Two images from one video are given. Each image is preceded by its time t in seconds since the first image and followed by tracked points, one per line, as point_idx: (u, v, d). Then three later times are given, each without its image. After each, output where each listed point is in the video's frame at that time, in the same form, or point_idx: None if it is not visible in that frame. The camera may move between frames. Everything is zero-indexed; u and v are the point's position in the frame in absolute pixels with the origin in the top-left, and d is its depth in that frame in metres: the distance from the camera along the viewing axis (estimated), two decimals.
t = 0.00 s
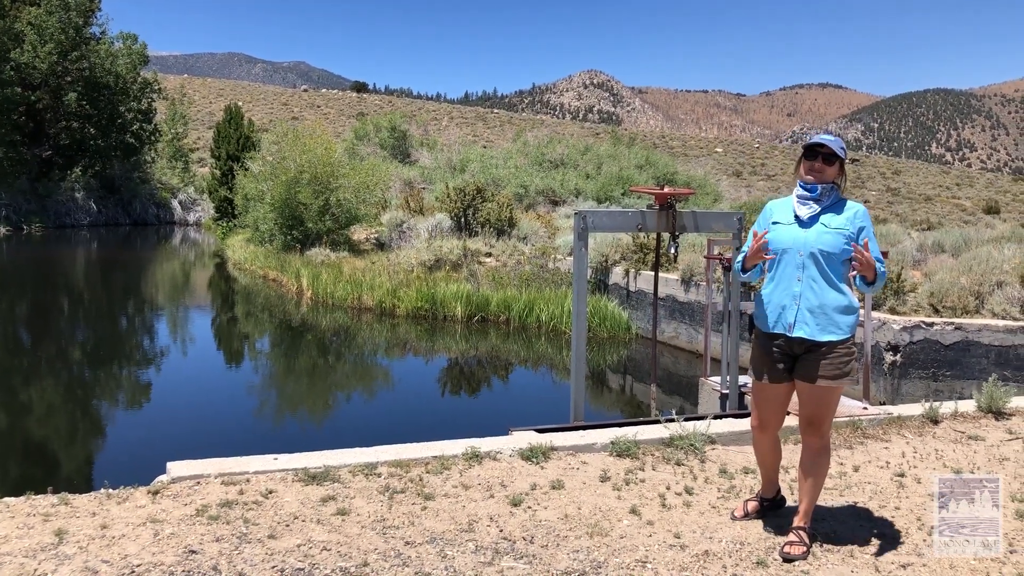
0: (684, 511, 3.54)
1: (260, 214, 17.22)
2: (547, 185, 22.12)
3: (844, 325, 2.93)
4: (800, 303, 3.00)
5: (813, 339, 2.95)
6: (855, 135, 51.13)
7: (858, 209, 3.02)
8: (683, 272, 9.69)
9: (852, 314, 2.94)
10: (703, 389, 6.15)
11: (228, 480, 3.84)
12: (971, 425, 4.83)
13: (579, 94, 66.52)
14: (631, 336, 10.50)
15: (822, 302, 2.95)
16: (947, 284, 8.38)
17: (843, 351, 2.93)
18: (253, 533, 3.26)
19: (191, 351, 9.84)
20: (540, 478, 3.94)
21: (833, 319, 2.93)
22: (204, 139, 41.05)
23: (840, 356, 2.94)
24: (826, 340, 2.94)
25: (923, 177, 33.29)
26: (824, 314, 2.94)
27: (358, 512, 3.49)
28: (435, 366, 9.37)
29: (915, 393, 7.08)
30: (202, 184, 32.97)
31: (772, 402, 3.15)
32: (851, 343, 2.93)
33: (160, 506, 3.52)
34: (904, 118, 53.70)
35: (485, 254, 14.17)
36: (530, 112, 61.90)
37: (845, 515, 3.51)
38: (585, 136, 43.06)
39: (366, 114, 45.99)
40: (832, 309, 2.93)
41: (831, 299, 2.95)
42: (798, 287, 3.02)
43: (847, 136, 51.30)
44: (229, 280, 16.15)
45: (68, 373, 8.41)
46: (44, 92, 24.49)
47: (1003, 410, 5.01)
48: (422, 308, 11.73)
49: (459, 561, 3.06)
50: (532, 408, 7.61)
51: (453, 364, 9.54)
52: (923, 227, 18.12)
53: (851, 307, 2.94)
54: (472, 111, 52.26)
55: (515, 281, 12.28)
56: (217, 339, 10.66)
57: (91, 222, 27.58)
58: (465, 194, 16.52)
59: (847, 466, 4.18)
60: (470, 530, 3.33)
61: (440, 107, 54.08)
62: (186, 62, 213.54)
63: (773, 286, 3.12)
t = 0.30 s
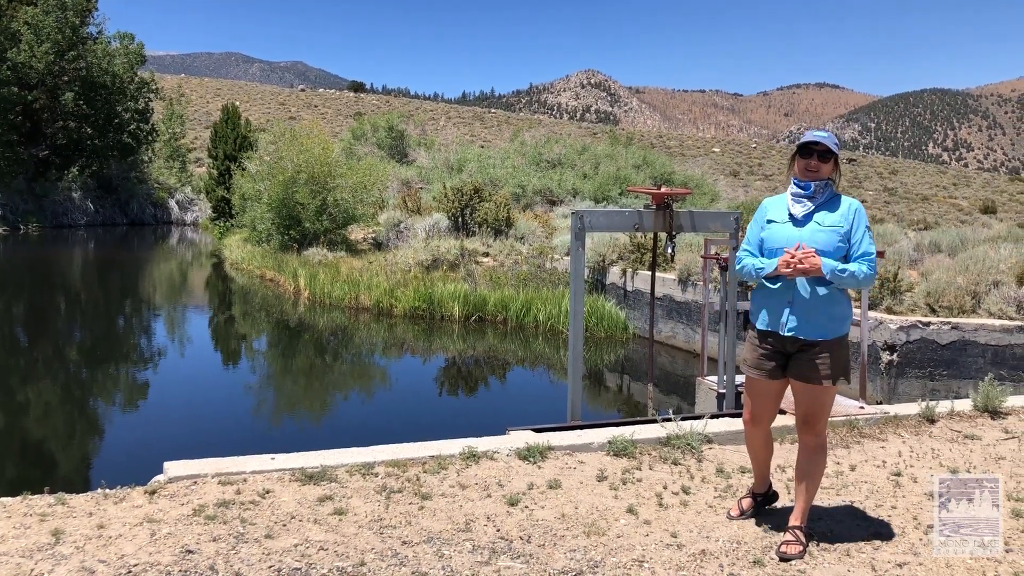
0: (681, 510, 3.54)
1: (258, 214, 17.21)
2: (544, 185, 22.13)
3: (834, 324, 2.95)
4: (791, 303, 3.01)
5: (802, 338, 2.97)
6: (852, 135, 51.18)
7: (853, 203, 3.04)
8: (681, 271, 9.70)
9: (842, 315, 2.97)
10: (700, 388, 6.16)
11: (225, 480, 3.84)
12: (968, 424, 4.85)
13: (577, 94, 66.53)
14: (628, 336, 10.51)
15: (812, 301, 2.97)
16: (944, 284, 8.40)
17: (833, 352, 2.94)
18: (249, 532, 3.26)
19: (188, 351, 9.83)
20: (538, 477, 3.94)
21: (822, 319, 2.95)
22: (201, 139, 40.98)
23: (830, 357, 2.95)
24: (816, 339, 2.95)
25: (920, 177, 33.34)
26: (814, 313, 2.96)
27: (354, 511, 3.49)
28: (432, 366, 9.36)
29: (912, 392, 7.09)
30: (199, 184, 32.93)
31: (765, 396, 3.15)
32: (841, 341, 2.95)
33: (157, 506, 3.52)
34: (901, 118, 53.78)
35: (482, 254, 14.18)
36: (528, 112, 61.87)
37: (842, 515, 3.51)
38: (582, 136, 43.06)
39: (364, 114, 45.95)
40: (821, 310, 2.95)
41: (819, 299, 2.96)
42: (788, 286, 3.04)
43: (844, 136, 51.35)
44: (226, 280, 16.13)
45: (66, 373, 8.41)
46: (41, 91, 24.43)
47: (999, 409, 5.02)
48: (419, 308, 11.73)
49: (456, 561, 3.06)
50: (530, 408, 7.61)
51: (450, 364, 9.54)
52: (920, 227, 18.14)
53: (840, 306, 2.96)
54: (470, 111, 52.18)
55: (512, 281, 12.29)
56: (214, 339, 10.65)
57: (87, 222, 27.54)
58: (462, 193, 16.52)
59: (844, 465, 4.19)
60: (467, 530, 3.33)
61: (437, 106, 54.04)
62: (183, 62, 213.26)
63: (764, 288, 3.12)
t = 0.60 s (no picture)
0: (677, 510, 3.55)
1: (255, 214, 17.20)
2: (542, 185, 22.15)
3: (822, 326, 2.97)
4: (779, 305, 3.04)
5: (792, 339, 3.00)
6: (849, 135, 51.20)
7: (840, 202, 3.04)
8: (678, 271, 9.71)
9: (831, 314, 2.99)
10: (696, 388, 6.18)
11: (221, 480, 3.84)
12: (964, 423, 4.85)
13: (574, 94, 66.51)
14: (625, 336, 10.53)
15: (799, 304, 2.99)
16: (941, 283, 8.41)
17: (822, 351, 2.97)
18: (246, 532, 3.26)
19: (185, 351, 9.82)
20: (535, 477, 3.94)
21: (811, 320, 2.97)
22: (198, 139, 40.91)
23: (821, 357, 2.97)
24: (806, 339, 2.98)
25: (918, 177, 33.40)
26: (801, 315, 2.99)
27: (351, 511, 3.49)
28: (430, 366, 9.36)
29: (909, 392, 7.10)
30: (196, 184, 32.90)
31: (757, 392, 3.16)
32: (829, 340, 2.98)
33: (154, 506, 3.52)
34: (898, 118, 53.85)
35: (480, 254, 14.17)
36: (525, 112, 61.83)
37: (837, 514, 3.52)
38: (580, 136, 43.02)
39: (361, 114, 45.87)
40: (810, 312, 2.97)
41: (809, 301, 2.99)
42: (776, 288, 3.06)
43: (841, 136, 51.40)
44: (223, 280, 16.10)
45: (63, 373, 8.39)
46: (38, 91, 24.33)
47: (995, 409, 5.03)
48: (416, 308, 11.73)
49: (453, 561, 3.07)
50: (527, 408, 7.62)
51: (448, 364, 9.54)
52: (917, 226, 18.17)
53: (828, 307, 2.98)
54: (467, 111, 52.04)
55: (510, 281, 12.30)
56: (212, 339, 10.64)
57: (85, 222, 27.50)
58: (460, 193, 16.51)
59: (840, 464, 4.20)
60: (464, 529, 3.33)
61: (434, 106, 53.94)
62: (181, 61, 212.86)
63: (752, 290, 3.15)
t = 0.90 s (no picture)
0: (674, 510, 3.55)
1: (252, 213, 17.19)
2: (539, 185, 22.16)
3: (802, 324, 3.01)
4: (760, 305, 3.07)
5: (772, 337, 3.04)
6: (846, 134, 51.27)
7: (822, 202, 3.05)
8: (675, 271, 9.72)
9: (812, 312, 3.01)
10: (693, 388, 6.19)
11: (218, 480, 3.83)
12: (961, 423, 4.86)
13: (571, 94, 66.51)
14: (622, 335, 10.53)
15: (780, 303, 3.02)
16: (937, 283, 8.42)
17: (805, 348, 3.00)
18: (243, 533, 3.26)
19: (182, 351, 9.81)
20: (532, 477, 3.95)
21: (791, 318, 3.01)
22: (195, 139, 40.83)
23: (807, 355, 3.00)
24: (787, 338, 3.02)
25: (915, 177, 33.46)
26: (782, 314, 3.02)
27: (348, 511, 3.49)
28: (427, 366, 9.35)
29: (905, 391, 7.12)
30: (193, 184, 32.91)
31: (744, 389, 3.20)
32: (810, 338, 3.01)
33: (150, 506, 3.51)
34: (895, 117, 53.92)
35: (477, 254, 14.17)
36: (522, 111, 61.83)
37: (834, 514, 3.52)
38: (577, 136, 43.06)
39: (358, 114, 45.86)
40: (791, 311, 3.00)
41: (789, 300, 3.01)
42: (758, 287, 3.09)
43: (838, 136, 51.46)
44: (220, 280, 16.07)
45: (59, 373, 8.38)
46: (34, 91, 24.24)
47: (992, 409, 5.04)
48: (414, 308, 11.72)
49: (450, 561, 3.06)
50: (524, 408, 7.62)
51: (445, 364, 9.54)
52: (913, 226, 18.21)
53: (809, 305, 3.01)
54: (465, 111, 51.99)
55: (507, 280, 12.30)
56: (209, 339, 10.62)
57: (81, 222, 27.47)
58: (457, 193, 16.51)
59: (837, 464, 4.20)
60: (461, 529, 3.33)
61: (431, 106, 53.89)
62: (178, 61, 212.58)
63: (735, 287, 3.18)
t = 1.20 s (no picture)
0: (671, 509, 3.54)
1: (249, 213, 17.16)
2: (536, 185, 22.16)
3: (781, 322, 3.03)
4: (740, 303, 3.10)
5: (750, 335, 3.06)
6: (843, 134, 51.33)
7: (802, 203, 3.06)
8: (672, 271, 9.72)
9: (790, 310, 3.04)
10: (690, 388, 6.18)
11: (214, 480, 3.83)
12: (957, 422, 4.86)
13: (568, 94, 66.51)
14: (620, 335, 10.53)
15: (760, 302, 3.05)
16: (934, 283, 8.44)
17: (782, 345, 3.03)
18: (238, 532, 3.25)
19: (179, 351, 9.79)
20: (528, 476, 3.94)
21: (770, 317, 3.03)
22: (192, 138, 40.77)
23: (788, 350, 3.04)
24: (765, 336, 3.04)
25: (912, 176, 33.53)
26: (761, 312, 3.04)
27: (344, 511, 3.48)
28: (424, 366, 9.33)
29: (902, 391, 7.13)
30: (190, 184, 32.88)
31: (728, 386, 3.24)
32: (788, 336, 3.03)
33: (146, 506, 3.50)
34: (892, 117, 53.99)
35: (474, 254, 14.17)
36: (519, 111, 61.83)
37: (830, 513, 3.52)
38: (574, 136, 43.06)
39: (355, 113, 45.83)
40: (770, 310, 3.03)
41: (768, 299, 3.04)
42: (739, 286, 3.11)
43: (835, 136, 51.52)
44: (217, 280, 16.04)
45: (56, 373, 8.37)
46: (31, 91, 24.15)
47: (988, 408, 5.04)
48: (411, 308, 11.71)
49: (446, 561, 3.06)
50: (521, 408, 7.62)
51: (442, 364, 9.52)
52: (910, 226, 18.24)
53: (788, 304, 3.03)
54: (462, 111, 51.95)
55: (504, 280, 12.31)
56: (205, 339, 10.60)
57: (78, 222, 27.41)
58: (454, 193, 16.50)
59: (833, 463, 4.20)
60: (457, 529, 3.33)
61: (428, 105, 53.83)
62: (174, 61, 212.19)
63: (717, 287, 3.21)
